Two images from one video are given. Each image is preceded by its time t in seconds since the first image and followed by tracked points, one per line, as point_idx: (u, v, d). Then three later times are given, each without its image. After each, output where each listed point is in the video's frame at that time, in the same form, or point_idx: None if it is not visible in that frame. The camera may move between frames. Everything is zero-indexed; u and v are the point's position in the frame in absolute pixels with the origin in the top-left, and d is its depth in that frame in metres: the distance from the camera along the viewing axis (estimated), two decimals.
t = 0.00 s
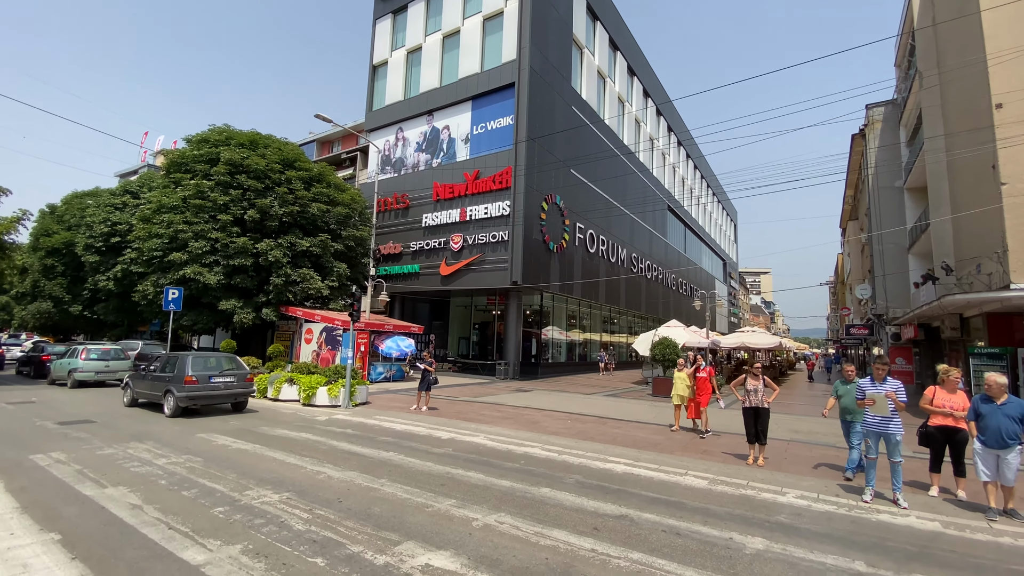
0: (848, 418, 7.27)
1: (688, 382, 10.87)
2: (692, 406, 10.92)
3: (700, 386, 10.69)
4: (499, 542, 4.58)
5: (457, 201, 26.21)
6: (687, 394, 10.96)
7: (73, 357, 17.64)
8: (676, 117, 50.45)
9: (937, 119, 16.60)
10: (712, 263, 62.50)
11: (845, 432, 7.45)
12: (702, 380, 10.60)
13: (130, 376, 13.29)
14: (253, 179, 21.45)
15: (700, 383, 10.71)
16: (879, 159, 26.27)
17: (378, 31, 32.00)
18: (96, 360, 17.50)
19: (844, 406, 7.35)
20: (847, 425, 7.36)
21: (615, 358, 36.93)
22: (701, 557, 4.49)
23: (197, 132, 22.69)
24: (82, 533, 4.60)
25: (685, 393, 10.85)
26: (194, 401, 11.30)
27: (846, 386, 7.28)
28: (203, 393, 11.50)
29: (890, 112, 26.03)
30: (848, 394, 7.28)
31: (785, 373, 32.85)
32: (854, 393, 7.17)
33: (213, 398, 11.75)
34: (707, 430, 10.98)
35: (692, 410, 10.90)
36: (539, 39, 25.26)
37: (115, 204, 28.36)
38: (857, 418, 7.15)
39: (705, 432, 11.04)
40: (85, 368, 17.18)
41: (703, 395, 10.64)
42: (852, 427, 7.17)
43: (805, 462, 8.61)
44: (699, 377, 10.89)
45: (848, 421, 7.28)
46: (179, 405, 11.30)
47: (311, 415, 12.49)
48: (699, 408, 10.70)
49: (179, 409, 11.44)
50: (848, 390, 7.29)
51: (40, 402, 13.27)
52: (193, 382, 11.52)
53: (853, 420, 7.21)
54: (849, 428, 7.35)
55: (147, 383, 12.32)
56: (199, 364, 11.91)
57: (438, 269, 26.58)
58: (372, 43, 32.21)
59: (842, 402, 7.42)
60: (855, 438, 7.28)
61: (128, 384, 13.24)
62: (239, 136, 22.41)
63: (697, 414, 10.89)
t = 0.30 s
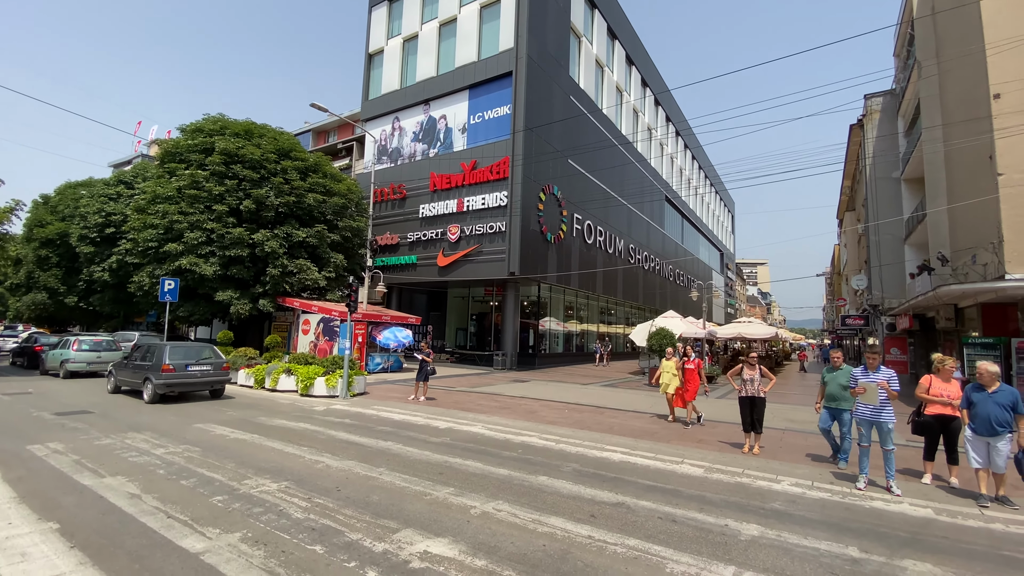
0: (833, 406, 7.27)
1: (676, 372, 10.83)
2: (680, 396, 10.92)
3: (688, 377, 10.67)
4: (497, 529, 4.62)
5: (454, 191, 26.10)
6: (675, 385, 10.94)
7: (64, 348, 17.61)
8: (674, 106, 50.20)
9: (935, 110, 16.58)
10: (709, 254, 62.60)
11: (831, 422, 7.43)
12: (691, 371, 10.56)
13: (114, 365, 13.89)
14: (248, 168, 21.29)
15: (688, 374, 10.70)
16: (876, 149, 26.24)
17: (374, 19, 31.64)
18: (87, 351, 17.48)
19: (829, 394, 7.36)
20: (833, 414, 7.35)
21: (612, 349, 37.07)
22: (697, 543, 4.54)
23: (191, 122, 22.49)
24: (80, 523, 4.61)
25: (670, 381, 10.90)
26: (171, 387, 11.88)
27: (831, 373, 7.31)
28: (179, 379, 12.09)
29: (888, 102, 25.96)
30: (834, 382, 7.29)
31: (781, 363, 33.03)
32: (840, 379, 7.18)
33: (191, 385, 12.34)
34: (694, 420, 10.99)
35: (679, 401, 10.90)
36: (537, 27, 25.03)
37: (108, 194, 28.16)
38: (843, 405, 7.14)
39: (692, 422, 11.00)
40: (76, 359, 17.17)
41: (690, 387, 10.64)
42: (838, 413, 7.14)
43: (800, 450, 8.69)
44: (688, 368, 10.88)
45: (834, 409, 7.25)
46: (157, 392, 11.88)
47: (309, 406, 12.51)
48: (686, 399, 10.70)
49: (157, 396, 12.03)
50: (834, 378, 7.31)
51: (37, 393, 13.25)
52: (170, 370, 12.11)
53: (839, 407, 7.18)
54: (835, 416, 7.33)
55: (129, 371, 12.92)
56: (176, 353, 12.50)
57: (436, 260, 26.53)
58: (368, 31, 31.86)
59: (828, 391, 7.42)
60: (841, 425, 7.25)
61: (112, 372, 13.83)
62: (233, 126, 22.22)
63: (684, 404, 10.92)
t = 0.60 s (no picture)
0: (813, 400, 7.22)
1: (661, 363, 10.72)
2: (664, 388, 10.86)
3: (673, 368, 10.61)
4: (492, 518, 4.65)
5: (449, 182, 25.97)
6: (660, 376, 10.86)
7: (51, 340, 17.46)
8: (670, 98, 50.09)
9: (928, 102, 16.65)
10: (704, 247, 62.89)
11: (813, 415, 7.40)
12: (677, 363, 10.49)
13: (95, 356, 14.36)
14: (240, 159, 21.07)
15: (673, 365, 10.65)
16: (870, 141, 26.32)
17: (366, 8, 31.28)
18: (74, 342, 17.35)
19: (809, 388, 7.30)
20: (814, 407, 7.31)
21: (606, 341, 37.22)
22: (690, 531, 4.58)
23: (181, 111, 22.22)
24: (73, 515, 4.59)
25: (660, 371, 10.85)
26: (148, 375, 12.40)
27: (811, 368, 7.23)
28: (156, 368, 12.62)
29: (882, 94, 26.03)
30: (814, 376, 7.22)
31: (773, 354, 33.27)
32: (819, 373, 7.11)
33: (168, 373, 12.84)
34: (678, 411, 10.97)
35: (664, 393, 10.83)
36: (531, 17, 24.83)
37: (98, 185, 27.83)
38: (824, 399, 7.09)
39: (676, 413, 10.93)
40: (64, 351, 17.05)
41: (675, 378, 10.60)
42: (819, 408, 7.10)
43: (792, 440, 8.78)
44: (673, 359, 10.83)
45: (815, 403, 7.21)
46: (135, 380, 12.38)
47: (304, 398, 12.50)
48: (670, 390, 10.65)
49: (136, 384, 12.56)
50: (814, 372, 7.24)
51: (27, 386, 13.15)
52: (148, 359, 12.64)
53: (819, 401, 7.15)
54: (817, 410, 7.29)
55: (108, 362, 13.39)
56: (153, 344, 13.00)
57: (430, 252, 26.44)
58: (361, 20, 31.50)
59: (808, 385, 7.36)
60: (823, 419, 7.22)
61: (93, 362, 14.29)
62: (224, 116, 21.96)
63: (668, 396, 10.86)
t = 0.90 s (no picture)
0: (788, 390, 7.27)
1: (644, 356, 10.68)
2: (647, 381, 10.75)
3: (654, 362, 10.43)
4: (484, 510, 4.66)
5: (440, 175, 25.83)
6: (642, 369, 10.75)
7: (32, 336, 17.18)
8: (661, 91, 50.09)
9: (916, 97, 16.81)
10: (695, 241, 63.24)
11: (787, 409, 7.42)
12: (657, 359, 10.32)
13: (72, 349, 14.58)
14: (228, 151, 20.79)
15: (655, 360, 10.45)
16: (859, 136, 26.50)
17: None
18: (55, 339, 17.07)
19: (784, 378, 7.38)
20: (788, 399, 7.36)
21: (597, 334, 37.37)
22: (680, 521, 4.63)
23: (167, 102, 21.87)
24: (60, 510, 4.55)
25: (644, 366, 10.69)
26: (123, 368, 12.68)
27: (787, 357, 7.35)
28: (131, 361, 12.86)
29: (872, 89, 26.22)
30: (790, 366, 7.32)
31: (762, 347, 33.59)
32: (796, 362, 7.23)
33: (143, 366, 13.09)
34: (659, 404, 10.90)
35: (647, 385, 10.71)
36: (524, 8, 24.65)
37: (82, 176, 27.35)
38: (799, 388, 7.16)
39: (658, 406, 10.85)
40: (44, 347, 16.80)
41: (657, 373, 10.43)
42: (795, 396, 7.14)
43: (780, 431, 8.88)
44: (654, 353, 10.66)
45: (790, 393, 7.26)
46: (110, 372, 12.66)
47: (294, 391, 12.44)
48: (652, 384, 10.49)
49: (111, 376, 12.84)
50: (790, 362, 7.35)
51: (11, 381, 12.96)
52: (123, 352, 12.86)
53: (795, 390, 7.20)
54: (791, 401, 7.33)
55: (84, 354, 13.67)
56: (129, 337, 13.25)
57: (422, 246, 26.33)
58: (350, 10, 31.12)
59: (783, 376, 7.42)
60: (797, 411, 7.25)
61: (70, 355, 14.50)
62: (212, 106, 21.66)
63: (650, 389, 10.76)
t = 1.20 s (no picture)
0: (764, 385, 7.31)
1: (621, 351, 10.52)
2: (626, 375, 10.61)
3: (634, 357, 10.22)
4: (472, 504, 4.67)
5: (428, 169, 25.65)
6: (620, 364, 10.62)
7: (6, 331, 16.78)
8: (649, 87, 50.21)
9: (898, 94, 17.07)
10: (681, 236, 63.80)
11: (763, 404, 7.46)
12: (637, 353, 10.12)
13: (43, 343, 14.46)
14: (211, 143, 20.44)
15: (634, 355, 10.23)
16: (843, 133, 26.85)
17: None
18: (30, 334, 16.72)
19: (761, 373, 7.42)
20: (765, 394, 7.40)
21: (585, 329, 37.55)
22: (666, 513, 4.68)
23: (147, 92, 21.41)
24: (39, 509, 4.46)
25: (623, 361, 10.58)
26: (93, 363, 12.68)
27: (764, 352, 7.39)
28: (101, 357, 12.83)
29: (855, 87, 26.56)
30: (766, 361, 7.36)
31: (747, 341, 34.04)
32: (772, 357, 7.27)
33: (113, 360, 13.06)
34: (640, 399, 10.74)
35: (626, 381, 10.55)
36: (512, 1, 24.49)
37: (59, 168, 26.71)
38: (774, 382, 7.19)
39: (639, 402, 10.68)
40: (19, 343, 16.46)
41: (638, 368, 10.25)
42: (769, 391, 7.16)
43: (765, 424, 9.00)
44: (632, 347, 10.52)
45: (767, 388, 7.29)
46: (79, 367, 12.65)
47: (280, 387, 12.33)
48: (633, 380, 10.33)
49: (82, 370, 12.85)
50: (767, 357, 7.38)
51: None
52: (93, 347, 12.83)
53: (770, 385, 7.23)
54: (767, 397, 7.35)
55: (55, 349, 13.58)
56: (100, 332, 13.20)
57: (409, 240, 26.16)
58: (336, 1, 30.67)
59: (760, 370, 7.46)
60: (772, 406, 7.28)
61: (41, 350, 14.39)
62: (193, 97, 21.27)
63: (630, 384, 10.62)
